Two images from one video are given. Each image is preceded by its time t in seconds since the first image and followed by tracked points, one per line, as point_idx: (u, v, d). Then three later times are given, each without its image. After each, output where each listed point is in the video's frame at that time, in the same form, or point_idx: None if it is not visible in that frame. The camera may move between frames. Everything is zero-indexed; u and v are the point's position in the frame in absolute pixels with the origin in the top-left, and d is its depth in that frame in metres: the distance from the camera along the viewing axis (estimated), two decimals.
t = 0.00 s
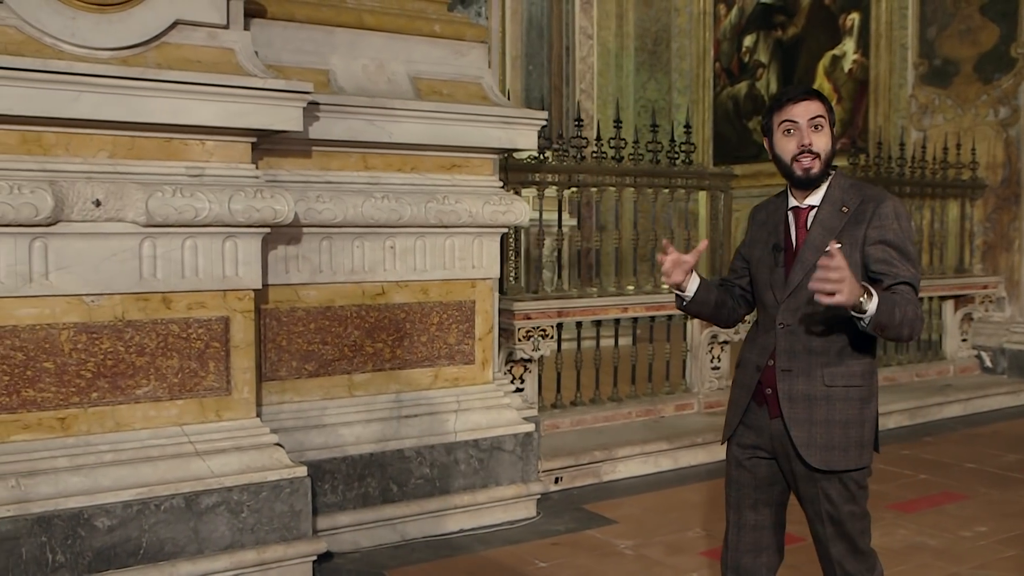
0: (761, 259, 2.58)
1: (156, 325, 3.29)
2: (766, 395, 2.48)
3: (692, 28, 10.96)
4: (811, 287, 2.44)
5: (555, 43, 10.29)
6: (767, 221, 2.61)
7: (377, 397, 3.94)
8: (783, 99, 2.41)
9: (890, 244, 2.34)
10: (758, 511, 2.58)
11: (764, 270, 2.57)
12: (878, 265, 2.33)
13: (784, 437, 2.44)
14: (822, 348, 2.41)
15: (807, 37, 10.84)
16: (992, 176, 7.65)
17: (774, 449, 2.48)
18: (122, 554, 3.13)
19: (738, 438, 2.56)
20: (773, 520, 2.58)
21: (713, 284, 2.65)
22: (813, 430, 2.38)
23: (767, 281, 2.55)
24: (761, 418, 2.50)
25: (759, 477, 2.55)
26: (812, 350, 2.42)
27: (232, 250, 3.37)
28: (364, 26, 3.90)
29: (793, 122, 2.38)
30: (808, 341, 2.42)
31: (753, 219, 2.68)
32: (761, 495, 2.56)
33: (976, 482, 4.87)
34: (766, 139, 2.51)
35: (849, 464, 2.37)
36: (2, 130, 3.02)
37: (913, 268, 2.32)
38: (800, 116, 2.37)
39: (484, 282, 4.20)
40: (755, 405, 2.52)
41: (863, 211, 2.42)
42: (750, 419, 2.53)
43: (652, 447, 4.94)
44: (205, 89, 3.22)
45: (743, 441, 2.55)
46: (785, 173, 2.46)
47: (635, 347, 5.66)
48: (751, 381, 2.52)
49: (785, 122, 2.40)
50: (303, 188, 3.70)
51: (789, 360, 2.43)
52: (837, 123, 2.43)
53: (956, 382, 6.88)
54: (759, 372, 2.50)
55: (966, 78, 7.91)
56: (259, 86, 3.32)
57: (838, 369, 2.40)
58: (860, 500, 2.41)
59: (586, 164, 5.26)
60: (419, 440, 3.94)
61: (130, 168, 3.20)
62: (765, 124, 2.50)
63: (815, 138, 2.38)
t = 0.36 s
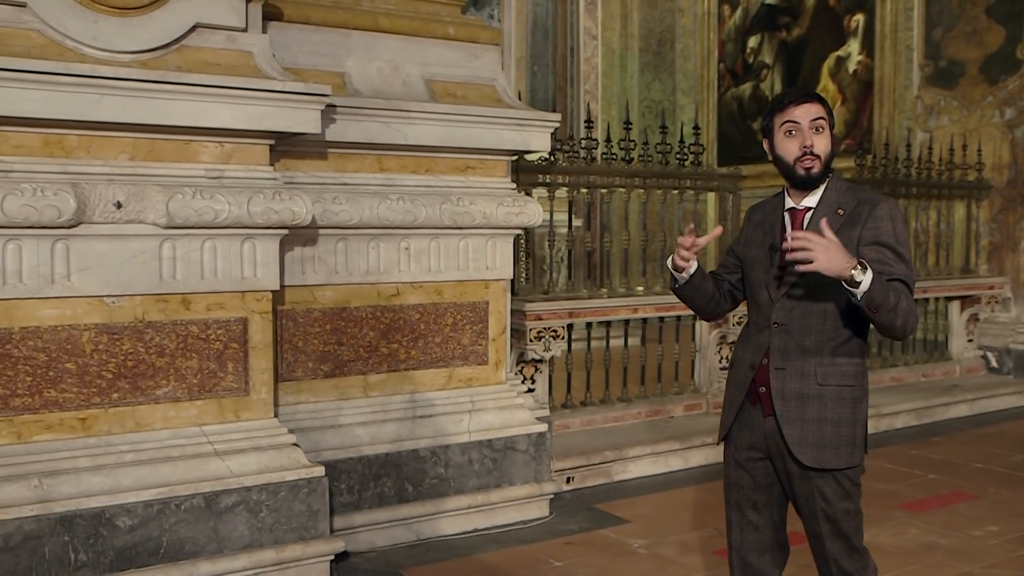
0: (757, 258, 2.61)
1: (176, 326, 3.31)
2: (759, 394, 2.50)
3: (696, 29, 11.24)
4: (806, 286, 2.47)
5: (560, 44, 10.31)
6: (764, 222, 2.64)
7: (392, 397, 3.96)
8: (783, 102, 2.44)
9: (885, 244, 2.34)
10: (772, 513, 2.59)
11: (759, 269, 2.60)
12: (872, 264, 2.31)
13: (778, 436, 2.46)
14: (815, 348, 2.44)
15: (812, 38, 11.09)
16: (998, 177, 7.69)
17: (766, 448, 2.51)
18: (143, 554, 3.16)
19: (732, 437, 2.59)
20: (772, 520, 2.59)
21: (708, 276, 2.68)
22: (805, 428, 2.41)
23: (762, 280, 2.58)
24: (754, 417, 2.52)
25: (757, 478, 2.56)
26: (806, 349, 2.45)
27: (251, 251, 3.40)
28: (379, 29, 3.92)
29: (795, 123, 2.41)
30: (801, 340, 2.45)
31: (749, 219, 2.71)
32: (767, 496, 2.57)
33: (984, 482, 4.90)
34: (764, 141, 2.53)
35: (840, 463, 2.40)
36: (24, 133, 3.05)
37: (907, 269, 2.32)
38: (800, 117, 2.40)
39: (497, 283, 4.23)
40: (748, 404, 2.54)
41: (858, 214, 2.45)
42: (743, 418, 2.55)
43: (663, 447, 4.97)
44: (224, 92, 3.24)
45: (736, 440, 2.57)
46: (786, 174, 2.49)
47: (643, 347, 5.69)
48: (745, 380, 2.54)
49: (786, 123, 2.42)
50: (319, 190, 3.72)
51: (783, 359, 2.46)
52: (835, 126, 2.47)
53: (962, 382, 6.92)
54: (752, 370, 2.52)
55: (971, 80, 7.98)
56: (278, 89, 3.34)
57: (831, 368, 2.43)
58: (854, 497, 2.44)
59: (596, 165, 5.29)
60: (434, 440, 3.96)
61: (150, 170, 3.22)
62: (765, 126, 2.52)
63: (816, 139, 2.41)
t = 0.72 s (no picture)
0: (752, 260, 2.64)
1: (193, 325, 3.33)
2: (753, 392, 2.52)
3: (700, 30, 11.49)
4: (801, 288, 2.48)
5: (564, 44, 10.35)
6: (759, 223, 2.67)
7: (404, 396, 3.98)
8: (780, 108, 2.43)
9: (880, 251, 2.40)
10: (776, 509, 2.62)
11: (754, 271, 2.63)
12: (866, 271, 2.40)
13: (771, 434, 2.49)
14: (808, 347, 2.46)
15: (816, 38, 11.03)
16: (1002, 177, 7.73)
17: (760, 446, 2.53)
18: (161, 551, 3.18)
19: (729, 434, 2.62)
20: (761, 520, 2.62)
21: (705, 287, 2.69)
22: (800, 426, 2.42)
23: (757, 281, 2.60)
24: (748, 416, 2.54)
25: (753, 476, 2.59)
26: (800, 349, 2.47)
27: (267, 251, 3.42)
28: (392, 30, 3.95)
29: (790, 131, 2.41)
30: (795, 340, 2.46)
31: (744, 221, 2.74)
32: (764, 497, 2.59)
33: (991, 480, 4.92)
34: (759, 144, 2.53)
35: (834, 461, 2.43)
36: (44, 133, 3.07)
37: (900, 276, 2.40)
38: (796, 126, 2.40)
39: (508, 283, 4.25)
40: (742, 401, 2.57)
41: (854, 218, 2.48)
42: (738, 415, 2.57)
43: (671, 445, 5.00)
44: (241, 93, 3.27)
45: (733, 437, 2.60)
46: (780, 180, 2.50)
47: (650, 346, 5.71)
48: (739, 379, 2.56)
49: (781, 131, 2.43)
50: (333, 190, 3.74)
51: (778, 358, 2.48)
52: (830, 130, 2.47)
53: (967, 381, 6.95)
54: (747, 369, 2.55)
55: (976, 80, 8.05)
56: (294, 90, 3.37)
57: (825, 368, 2.45)
58: (833, 503, 2.46)
59: (605, 165, 5.31)
60: (446, 439, 3.99)
61: (168, 170, 3.25)
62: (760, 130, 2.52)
63: (811, 147, 2.42)
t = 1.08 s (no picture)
0: (749, 260, 2.64)
1: (208, 324, 3.36)
2: (757, 391, 2.54)
3: (703, 30, 11.51)
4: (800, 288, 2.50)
5: (567, 45, 10.39)
6: (754, 222, 2.67)
7: (415, 395, 4.01)
8: (771, 108, 2.43)
9: (876, 247, 2.43)
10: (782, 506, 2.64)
11: (752, 271, 2.63)
12: (863, 268, 2.43)
13: (777, 431, 2.51)
14: (810, 344, 2.48)
15: (819, 38, 11.15)
16: (1006, 177, 7.77)
17: (765, 444, 2.55)
18: (177, 547, 3.21)
19: (734, 433, 2.64)
20: (760, 516, 2.65)
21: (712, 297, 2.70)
22: (806, 424, 2.45)
23: (756, 282, 2.61)
24: (753, 414, 2.56)
25: (760, 474, 2.60)
26: (802, 347, 2.49)
27: (280, 250, 3.45)
28: (403, 30, 3.97)
29: (780, 132, 2.42)
30: (796, 337, 2.49)
31: (739, 221, 2.74)
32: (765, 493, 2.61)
33: (997, 478, 4.95)
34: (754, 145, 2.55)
35: (841, 456, 2.45)
36: (60, 134, 3.10)
37: (897, 270, 2.43)
38: (785, 126, 2.40)
39: (518, 282, 4.27)
40: (746, 401, 2.59)
41: (849, 214, 2.49)
42: (742, 414, 2.60)
43: (678, 444, 5.02)
44: (256, 93, 3.30)
45: (738, 436, 2.62)
46: (772, 179, 2.51)
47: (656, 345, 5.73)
48: (742, 379, 2.58)
49: (772, 132, 2.44)
50: (345, 190, 3.77)
51: (780, 357, 2.50)
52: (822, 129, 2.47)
53: (972, 380, 6.98)
54: (748, 370, 2.57)
55: (979, 80, 8.15)
56: (308, 90, 3.40)
57: (827, 364, 2.47)
58: (826, 494, 2.48)
59: (612, 165, 5.34)
60: (457, 437, 4.01)
61: (183, 170, 3.27)
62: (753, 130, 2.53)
63: (800, 147, 2.42)
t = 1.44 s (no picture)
0: (751, 258, 2.66)
1: (220, 323, 3.38)
2: (751, 394, 2.56)
3: (705, 30, 11.38)
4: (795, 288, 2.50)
5: (569, 45, 10.41)
6: (758, 219, 2.68)
7: (424, 394, 4.03)
8: (790, 104, 2.43)
9: (874, 250, 2.41)
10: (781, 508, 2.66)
11: (752, 268, 2.66)
12: (858, 270, 2.42)
13: (769, 434, 2.52)
14: (802, 347, 2.48)
15: (822, 39, 11.33)
16: (1009, 177, 7.82)
17: (759, 447, 2.57)
18: (190, 545, 3.23)
19: (732, 435, 2.67)
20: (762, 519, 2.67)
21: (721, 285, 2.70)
22: (794, 427, 2.45)
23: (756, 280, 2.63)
24: (748, 416, 2.58)
25: (758, 477, 2.62)
26: (794, 350, 2.49)
27: (292, 250, 3.47)
28: (412, 31, 3.99)
29: (794, 130, 2.41)
30: (789, 340, 2.49)
31: (744, 218, 2.75)
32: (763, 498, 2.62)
33: (1002, 476, 4.98)
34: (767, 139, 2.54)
35: (831, 461, 2.45)
36: (75, 134, 3.12)
37: (894, 276, 2.40)
38: (801, 125, 2.40)
39: (526, 281, 4.29)
40: (742, 402, 2.61)
41: (849, 216, 2.48)
42: (739, 417, 2.62)
43: (684, 442, 5.05)
44: (268, 94, 3.32)
45: (736, 437, 2.65)
46: (777, 177, 2.51)
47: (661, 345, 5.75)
48: (738, 380, 2.60)
49: (785, 128, 2.43)
50: (355, 189, 3.78)
51: (772, 359, 2.51)
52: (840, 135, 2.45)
53: (975, 379, 7.00)
54: (744, 370, 2.59)
55: (983, 80, 8.21)
56: (320, 90, 3.42)
57: (819, 367, 2.46)
58: (823, 501, 2.48)
59: (618, 165, 5.36)
60: (465, 435, 4.03)
61: (196, 170, 3.29)
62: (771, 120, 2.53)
63: (810, 149, 2.42)
